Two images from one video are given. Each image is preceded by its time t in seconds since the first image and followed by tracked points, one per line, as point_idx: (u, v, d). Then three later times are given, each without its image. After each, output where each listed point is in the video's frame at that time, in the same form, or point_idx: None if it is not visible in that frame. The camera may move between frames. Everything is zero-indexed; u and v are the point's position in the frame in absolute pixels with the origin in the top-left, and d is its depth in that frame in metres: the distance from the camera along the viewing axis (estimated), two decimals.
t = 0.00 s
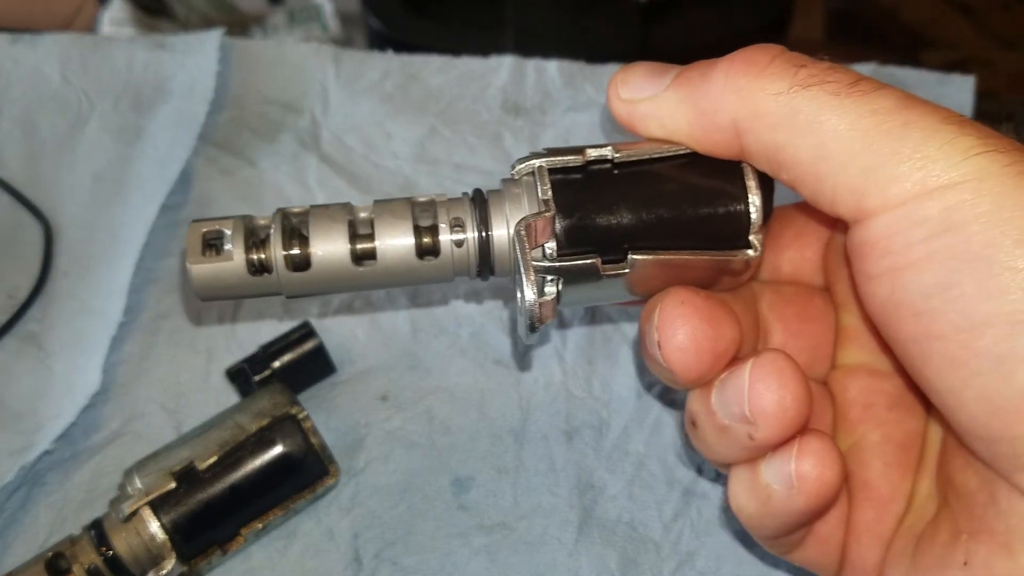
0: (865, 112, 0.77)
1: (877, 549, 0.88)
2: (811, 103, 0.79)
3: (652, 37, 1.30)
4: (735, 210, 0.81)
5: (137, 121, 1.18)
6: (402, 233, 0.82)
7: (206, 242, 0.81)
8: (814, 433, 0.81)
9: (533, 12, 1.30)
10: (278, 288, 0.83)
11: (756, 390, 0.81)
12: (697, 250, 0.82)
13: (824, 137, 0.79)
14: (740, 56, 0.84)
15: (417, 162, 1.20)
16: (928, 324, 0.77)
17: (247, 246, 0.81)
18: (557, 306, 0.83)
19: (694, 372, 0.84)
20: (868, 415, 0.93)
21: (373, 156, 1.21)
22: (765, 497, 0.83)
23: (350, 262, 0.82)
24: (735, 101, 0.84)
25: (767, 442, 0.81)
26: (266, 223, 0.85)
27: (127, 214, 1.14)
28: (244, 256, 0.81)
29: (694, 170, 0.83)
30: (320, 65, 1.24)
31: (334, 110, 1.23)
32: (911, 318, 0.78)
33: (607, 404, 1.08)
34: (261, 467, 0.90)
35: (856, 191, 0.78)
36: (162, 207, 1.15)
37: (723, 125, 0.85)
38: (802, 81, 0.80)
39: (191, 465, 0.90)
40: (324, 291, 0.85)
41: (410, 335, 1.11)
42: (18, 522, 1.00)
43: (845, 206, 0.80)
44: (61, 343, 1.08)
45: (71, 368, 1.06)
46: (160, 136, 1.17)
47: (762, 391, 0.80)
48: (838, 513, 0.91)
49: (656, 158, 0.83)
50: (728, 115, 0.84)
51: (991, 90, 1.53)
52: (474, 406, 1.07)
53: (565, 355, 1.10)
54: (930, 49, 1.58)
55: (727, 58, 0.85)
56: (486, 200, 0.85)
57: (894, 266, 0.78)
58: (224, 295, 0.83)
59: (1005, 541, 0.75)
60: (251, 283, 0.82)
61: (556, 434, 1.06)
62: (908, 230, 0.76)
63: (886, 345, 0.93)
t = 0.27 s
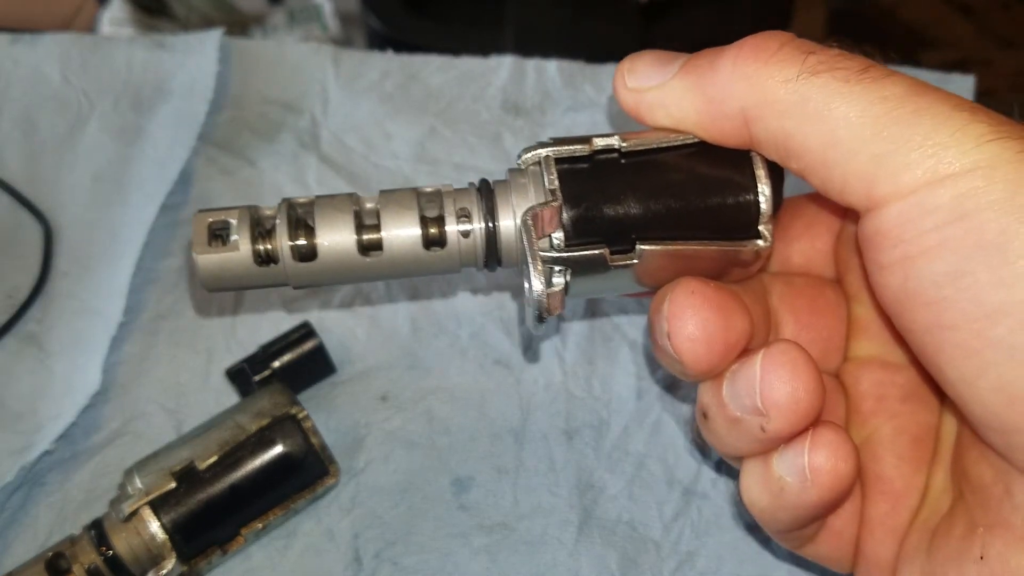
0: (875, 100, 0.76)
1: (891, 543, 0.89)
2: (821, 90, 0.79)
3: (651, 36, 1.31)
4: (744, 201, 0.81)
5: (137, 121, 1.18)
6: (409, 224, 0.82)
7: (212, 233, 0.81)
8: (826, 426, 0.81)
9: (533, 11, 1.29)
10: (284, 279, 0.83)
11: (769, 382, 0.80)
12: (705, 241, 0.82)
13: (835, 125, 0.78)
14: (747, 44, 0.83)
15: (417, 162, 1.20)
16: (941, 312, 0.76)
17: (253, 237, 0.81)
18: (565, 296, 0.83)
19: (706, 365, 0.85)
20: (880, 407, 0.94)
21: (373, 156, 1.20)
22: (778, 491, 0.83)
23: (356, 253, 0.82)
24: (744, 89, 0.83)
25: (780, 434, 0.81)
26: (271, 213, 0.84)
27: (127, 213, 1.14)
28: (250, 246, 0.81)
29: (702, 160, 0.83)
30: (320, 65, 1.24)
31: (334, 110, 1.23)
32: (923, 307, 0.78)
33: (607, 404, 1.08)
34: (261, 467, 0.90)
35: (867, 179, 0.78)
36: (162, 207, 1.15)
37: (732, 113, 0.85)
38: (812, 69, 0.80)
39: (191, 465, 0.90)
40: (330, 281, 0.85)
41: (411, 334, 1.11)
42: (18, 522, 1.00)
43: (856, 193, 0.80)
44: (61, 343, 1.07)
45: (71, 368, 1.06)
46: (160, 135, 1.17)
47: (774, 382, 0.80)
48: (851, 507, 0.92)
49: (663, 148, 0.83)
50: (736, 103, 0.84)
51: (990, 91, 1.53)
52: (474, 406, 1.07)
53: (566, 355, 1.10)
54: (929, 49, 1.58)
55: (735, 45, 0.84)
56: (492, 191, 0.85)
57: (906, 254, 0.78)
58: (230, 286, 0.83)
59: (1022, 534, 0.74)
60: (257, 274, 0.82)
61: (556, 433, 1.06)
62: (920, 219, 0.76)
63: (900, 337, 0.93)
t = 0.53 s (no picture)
0: (868, 84, 0.76)
1: (879, 529, 0.89)
2: (813, 75, 0.78)
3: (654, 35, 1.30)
4: (735, 187, 0.81)
5: (136, 121, 1.18)
6: (397, 210, 0.82)
7: (198, 218, 0.81)
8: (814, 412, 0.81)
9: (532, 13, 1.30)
10: (271, 264, 0.83)
11: (756, 365, 0.80)
12: (696, 227, 0.82)
13: (827, 110, 0.78)
14: (740, 29, 0.83)
15: (417, 162, 1.20)
16: (933, 297, 0.76)
17: (240, 221, 0.81)
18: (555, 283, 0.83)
19: (694, 351, 0.85)
20: (870, 394, 0.94)
21: (373, 156, 1.20)
22: (765, 477, 0.83)
23: (344, 238, 0.82)
24: (736, 74, 0.83)
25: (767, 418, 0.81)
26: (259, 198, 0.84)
27: (127, 213, 1.14)
28: (237, 231, 0.81)
29: (694, 146, 0.83)
30: (320, 66, 1.24)
31: (334, 110, 1.23)
32: (915, 293, 0.78)
33: (607, 404, 1.08)
34: (261, 467, 0.90)
35: (858, 164, 0.78)
36: (162, 207, 1.15)
37: (724, 99, 0.84)
38: (804, 53, 0.79)
39: (191, 465, 0.90)
40: (319, 267, 0.85)
41: (410, 334, 1.10)
42: (18, 522, 1.00)
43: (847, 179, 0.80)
44: (61, 343, 1.07)
45: (71, 368, 1.06)
46: (160, 135, 1.17)
47: (761, 367, 0.80)
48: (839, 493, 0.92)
49: (655, 134, 0.83)
50: (728, 88, 0.83)
51: (990, 91, 1.52)
52: (474, 406, 1.07)
53: (565, 355, 1.10)
54: (930, 49, 1.58)
55: (728, 31, 0.84)
56: (483, 176, 0.85)
57: (897, 239, 0.78)
58: (218, 271, 0.83)
59: (1010, 519, 0.74)
60: (244, 259, 0.82)
61: (556, 433, 1.06)
62: (910, 204, 0.76)
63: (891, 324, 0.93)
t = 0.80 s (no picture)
0: (865, 94, 0.76)
1: (876, 536, 0.89)
2: (811, 85, 0.78)
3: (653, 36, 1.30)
4: (732, 197, 0.81)
5: (136, 121, 1.18)
6: (397, 215, 0.82)
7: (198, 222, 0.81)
8: (812, 419, 0.82)
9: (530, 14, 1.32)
10: (271, 269, 0.83)
11: (753, 372, 0.81)
12: (694, 236, 0.82)
13: (824, 120, 0.78)
14: (738, 39, 0.83)
15: (417, 162, 1.20)
16: (929, 307, 0.76)
17: (240, 227, 0.81)
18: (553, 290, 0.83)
19: (690, 358, 0.85)
20: (868, 402, 0.94)
21: (373, 156, 1.20)
22: (761, 482, 0.83)
23: (345, 244, 0.82)
24: (734, 83, 0.83)
25: (764, 424, 0.81)
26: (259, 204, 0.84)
27: (127, 213, 1.14)
28: (237, 236, 0.81)
29: (692, 155, 0.83)
30: (320, 65, 1.24)
31: (334, 110, 1.23)
32: (911, 301, 0.78)
33: (607, 404, 1.08)
34: (260, 467, 0.90)
35: (856, 173, 0.78)
36: (162, 207, 1.15)
37: (723, 108, 0.84)
38: (802, 64, 0.79)
39: (191, 465, 0.90)
40: (319, 272, 0.85)
41: (411, 334, 1.11)
42: (18, 522, 1.00)
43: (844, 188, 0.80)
44: (61, 343, 1.07)
45: (71, 368, 1.06)
46: (160, 135, 1.17)
47: (758, 373, 0.80)
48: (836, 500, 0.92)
49: (653, 143, 0.83)
50: (727, 98, 0.83)
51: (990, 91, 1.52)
52: (474, 406, 1.07)
53: (565, 355, 1.10)
54: (930, 50, 1.58)
55: (727, 40, 0.84)
56: (483, 183, 0.85)
57: (894, 248, 0.78)
58: (218, 276, 0.83)
59: (1007, 526, 0.74)
60: (244, 263, 0.82)
61: (556, 434, 1.06)
62: (907, 213, 0.75)
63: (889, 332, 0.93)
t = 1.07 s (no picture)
0: (893, 121, 0.75)
1: (865, 559, 0.88)
2: (835, 110, 0.77)
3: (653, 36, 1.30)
4: (735, 224, 0.81)
5: (136, 120, 1.18)
6: (396, 201, 0.82)
7: (200, 185, 0.81)
8: (790, 439, 0.80)
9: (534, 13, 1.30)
10: (266, 241, 0.83)
11: (730, 392, 0.80)
12: (690, 261, 0.82)
13: (849, 146, 0.77)
14: (761, 62, 0.82)
15: (417, 162, 1.20)
16: (946, 339, 0.75)
17: (240, 196, 0.81)
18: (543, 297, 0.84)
19: (670, 377, 0.85)
20: (856, 425, 0.92)
21: (373, 156, 1.20)
22: (740, 501, 0.83)
23: (341, 226, 0.81)
24: (754, 108, 0.82)
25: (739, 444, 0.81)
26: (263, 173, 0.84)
27: (127, 213, 1.14)
28: (236, 205, 0.81)
29: (700, 178, 0.82)
30: (320, 66, 1.24)
31: (334, 110, 1.22)
32: (935, 333, 0.76)
33: (607, 404, 1.08)
34: (260, 467, 0.90)
35: (880, 199, 0.76)
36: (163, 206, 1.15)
37: (740, 132, 0.83)
38: (826, 88, 0.78)
39: (191, 465, 0.90)
40: (313, 249, 0.84)
41: (410, 335, 1.10)
42: (18, 522, 1.00)
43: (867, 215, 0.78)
44: (61, 343, 1.07)
45: (71, 368, 1.06)
46: (160, 135, 1.17)
47: (734, 393, 0.80)
48: (821, 521, 0.90)
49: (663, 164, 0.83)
50: (745, 122, 0.83)
51: (990, 90, 1.52)
52: (474, 406, 1.07)
53: (565, 355, 1.10)
54: (930, 49, 1.58)
55: (750, 63, 0.83)
56: (487, 179, 0.84)
57: (916, 276, 0.76)
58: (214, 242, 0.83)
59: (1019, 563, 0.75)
60: (240, 231, 0.82)
61: (556, 434, 1.06)
62: (928, 243, 0.74)
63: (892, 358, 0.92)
